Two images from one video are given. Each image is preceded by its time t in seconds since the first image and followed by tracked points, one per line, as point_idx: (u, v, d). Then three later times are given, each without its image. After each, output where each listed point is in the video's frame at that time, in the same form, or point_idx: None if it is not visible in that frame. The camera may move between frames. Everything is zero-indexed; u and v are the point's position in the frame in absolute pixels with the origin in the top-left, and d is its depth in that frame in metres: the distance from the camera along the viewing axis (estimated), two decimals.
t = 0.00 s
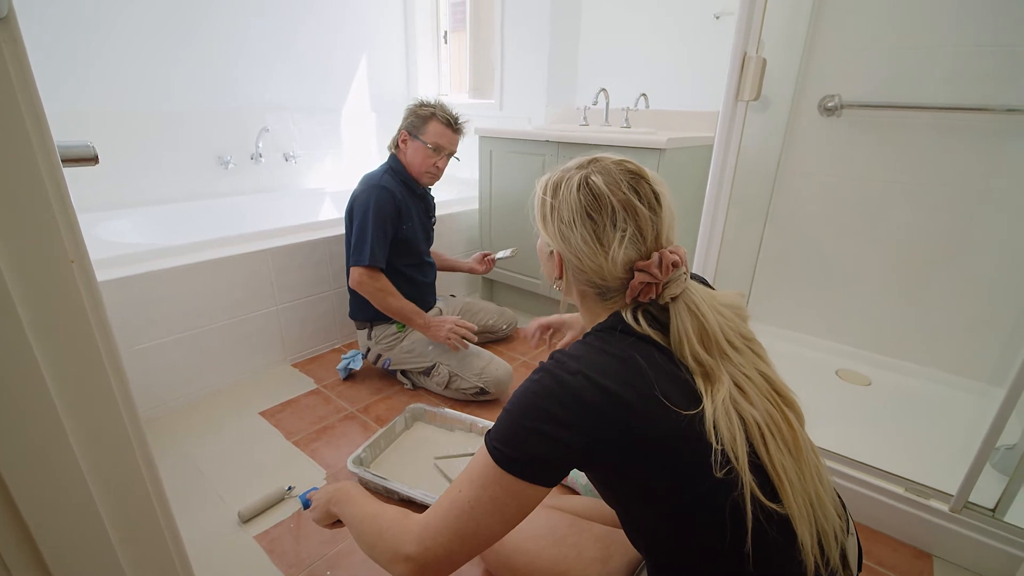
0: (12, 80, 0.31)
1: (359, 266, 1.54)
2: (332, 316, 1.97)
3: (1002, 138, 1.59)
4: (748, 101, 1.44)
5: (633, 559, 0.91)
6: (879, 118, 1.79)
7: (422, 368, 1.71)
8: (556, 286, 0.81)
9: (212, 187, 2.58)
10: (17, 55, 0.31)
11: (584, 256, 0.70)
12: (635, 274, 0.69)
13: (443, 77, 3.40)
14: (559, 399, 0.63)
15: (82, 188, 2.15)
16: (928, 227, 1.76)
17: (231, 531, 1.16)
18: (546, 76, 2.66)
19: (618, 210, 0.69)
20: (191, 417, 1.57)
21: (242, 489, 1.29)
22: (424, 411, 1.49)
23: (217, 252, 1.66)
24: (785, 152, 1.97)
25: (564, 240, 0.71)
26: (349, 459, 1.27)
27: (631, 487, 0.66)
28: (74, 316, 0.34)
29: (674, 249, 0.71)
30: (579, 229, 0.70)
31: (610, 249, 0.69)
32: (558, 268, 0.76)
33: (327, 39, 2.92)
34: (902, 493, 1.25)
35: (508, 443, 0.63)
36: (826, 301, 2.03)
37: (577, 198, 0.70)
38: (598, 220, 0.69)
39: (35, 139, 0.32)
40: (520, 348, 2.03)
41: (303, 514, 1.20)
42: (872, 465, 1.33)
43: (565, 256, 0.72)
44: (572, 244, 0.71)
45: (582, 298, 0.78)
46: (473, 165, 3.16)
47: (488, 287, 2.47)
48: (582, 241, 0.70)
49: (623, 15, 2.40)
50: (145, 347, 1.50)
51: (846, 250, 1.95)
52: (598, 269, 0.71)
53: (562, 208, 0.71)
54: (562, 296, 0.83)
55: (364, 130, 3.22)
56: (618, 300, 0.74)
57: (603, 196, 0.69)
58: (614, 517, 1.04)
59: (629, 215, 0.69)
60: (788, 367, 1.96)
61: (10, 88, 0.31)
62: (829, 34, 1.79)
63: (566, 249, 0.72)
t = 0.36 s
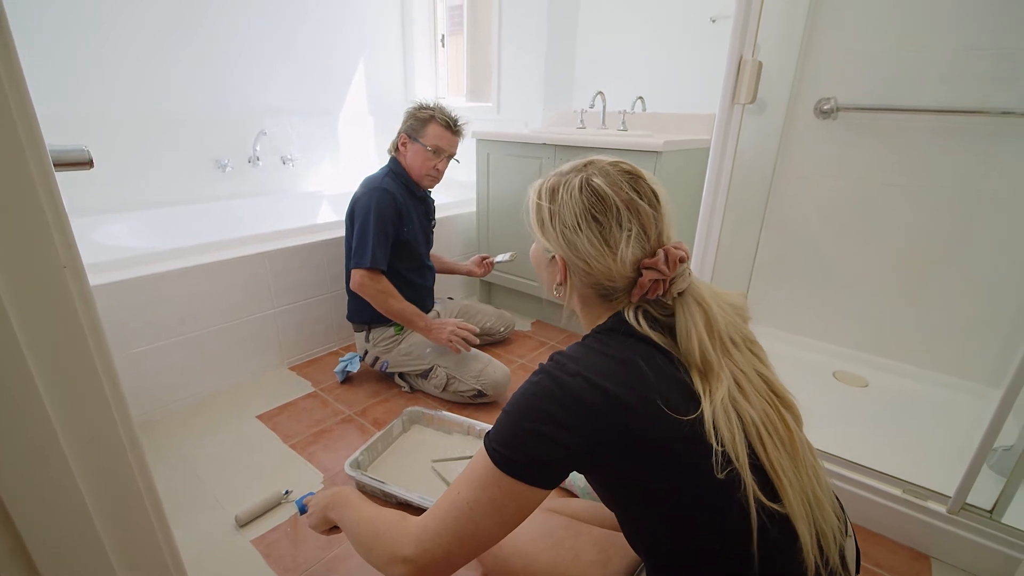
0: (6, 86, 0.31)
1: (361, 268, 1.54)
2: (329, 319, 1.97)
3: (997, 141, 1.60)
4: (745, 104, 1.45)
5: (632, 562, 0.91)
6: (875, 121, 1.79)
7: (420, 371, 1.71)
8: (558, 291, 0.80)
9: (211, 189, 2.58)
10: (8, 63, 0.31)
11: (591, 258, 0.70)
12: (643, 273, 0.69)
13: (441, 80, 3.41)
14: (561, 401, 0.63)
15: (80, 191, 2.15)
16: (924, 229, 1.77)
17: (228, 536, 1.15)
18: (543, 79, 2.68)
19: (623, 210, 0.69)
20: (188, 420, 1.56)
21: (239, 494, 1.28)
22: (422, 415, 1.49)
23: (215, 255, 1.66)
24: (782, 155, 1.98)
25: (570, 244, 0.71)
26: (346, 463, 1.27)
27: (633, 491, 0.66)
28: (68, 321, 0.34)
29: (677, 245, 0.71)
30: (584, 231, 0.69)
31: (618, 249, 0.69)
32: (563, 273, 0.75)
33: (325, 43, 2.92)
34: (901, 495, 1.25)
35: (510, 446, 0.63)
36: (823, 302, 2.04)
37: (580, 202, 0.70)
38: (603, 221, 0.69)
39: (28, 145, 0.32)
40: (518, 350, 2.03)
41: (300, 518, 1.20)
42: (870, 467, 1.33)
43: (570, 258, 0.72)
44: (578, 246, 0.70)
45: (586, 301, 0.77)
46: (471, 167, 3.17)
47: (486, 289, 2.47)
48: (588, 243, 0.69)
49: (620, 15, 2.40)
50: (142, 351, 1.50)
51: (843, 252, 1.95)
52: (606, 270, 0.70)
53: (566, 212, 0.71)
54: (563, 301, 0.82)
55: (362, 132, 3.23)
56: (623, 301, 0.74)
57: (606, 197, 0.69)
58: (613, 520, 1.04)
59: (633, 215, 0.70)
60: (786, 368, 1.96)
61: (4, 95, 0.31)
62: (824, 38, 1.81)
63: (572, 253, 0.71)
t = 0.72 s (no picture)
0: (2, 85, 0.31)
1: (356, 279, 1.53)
2: (328, 321, 1.96)
3: (996, 143, 1.60)
4: (745, 106, 1.45)
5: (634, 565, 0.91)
6: (874, 122, 1.80)
7: (420, 373, 1.70)
8: (568, 302, 0.78)
9: (210, 190, 2.57)
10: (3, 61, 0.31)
11: (606, 253, 0.70)
12: (653, 255, 0.72)
13: (439, 81, 3.41)
14: (557, 399, 0.63)
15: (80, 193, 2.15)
16: (925, 230, 1.77)
17: (227, 539, 1.15)
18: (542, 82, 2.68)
19: (617, 200, 0.72)
20: (187, 422, 1.55)
21: (237, 496, 1.27)
22: (421, 416, 1.48)
23: (214, 257, 1.65)
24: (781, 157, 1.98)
25: (583, 245, 0.70)
26: (346, 465, 1.26)
27: (624, 478, 0.65)
28: (66, 327, 0.34)
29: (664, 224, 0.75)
30: (595, 229, 0.70)
31: (626, 235, 0.70)
32: (576, 280, 0.74)
33: (324, 45, 2.93)
34: (902, 497, 1.24)
35: (510, 449, 0.62)
36: (822, 304, 2.04)
37: (579, 202, 0.71)
38: (608, 215, 0.71)
39: (25, 144, 0.32)
40: (518, 352, 2.03)
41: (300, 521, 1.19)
42: (872, 469, 1.33)
43: (582, 262, 0.71)
44: (589, 246, 0.70)
45: (602, 305, 0.76)
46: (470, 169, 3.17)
47: (485, 290, 2.47)
48: (598, 239, 0.70)
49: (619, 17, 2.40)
50: (141, 353, 1.49)
51: (842, 253, 1.96)
52: (622, 260, 0.70)
53: (568, 217, 0.71)
54: (574, 314, 0.80)
55: (362, 135, 3.23)
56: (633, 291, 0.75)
57: (600, 192, 0.71)
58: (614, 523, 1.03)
59: (627, 202, 0.73)
60: (785, 370, 1.96)
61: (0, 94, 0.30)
62: (823, 41, 1.81)
63: (588, 254, 0.70)
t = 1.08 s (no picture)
0: None
1: (331, 305, 1.46)
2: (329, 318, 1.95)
3: (1003, 139, 1.58)
4: (752, 101, 1.43)
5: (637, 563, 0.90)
6: (879, 118, 1.77)
7: (421, 373, 1.69)
8: (552, 305, 0.78)
9: (210, 187, 2.56)
10: None
11: (586, 253, 0.70)
12: (632, 254, 0.73)
13: (441, 78, 3.39)
14: (538, 395, 0.64)
15: (83, 191, 2.14)
16: (930, 227, 1.75)
17: (228, 537, 1.14)
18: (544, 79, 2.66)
19: (594, 203, 0.73)
20: (188, 420, 1.55)
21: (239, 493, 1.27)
22: (424, 414, 1.47)
23: (213, 254, 1.63)
24: (786, 153, 1.96)
25: (563, 246, 0.71)
26: (348, 463, 1.25)
27: (607, 472, 0.65)
28: (62, 325, 0.33)
29: (641, 226, 0.77)
30: (574, 230, 0.71)
31: (605, 235, 0.72)
32: (559, 283, 0.74)
33: (324, 42, 2.91)
34: (908, 496, 1.24)
35: (487, 434, 0.63)
36: (826, 301, 2.03)
37: (557, 206, 0.72)
38: (586, 217, 0.72)
39: (13, 135, 0.30)
40: (520, 349, 2.02)
41: (302, 519, 1.19)
42: (879, 468, 1.32)
43: (563, 263, 0.72)
44: (569, 247, 0.71)
45: (586, 305, 0.77)
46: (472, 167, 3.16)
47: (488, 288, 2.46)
48: (577, 239, 0.70)
49: (622, 13, 2.38)
50: (141, 351, 1.48)
51: (847, 250, 1.94)
52: (602, 259, 0.71)
53: (547, 221, 0.72)
54: (559, 317, 0.81)
55: (362, 132, 3.21)
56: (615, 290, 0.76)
57: (576, 196, 0.73)
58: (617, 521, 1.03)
59: (604, 205, 0.74)
60: (788, 367, 1.95)
61: None
62: (829, 36, 1.79)
63: (568, 256, 0.71)
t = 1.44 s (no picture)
0: None
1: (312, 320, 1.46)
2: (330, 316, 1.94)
3: (1014, 134, 1.55)
4: (761, 94, 1.41)
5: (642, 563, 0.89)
6: (887, 113, 1.75)
7: (423, 374, 1.68)
8: (546, 310, 0.80)
9: (211, 185, 2.55)
10: None
11: (574, 255, 0.73)
12: (616, 257, 0.75)
13: (443, 73, 3.35)
14: (529, 376, 0.66)
15: (84, 188, 2.14)
16: (938, 223, 1.73)
17: (230, 535, 1.13)
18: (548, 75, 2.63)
19: (579, 211, 0.77)
20: (189, 418, 1.54)
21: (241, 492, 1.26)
22: (426, 412, 1.46)
23: (214, 251, 1.62)
24: (793, 149, 1.93)
25: (552, 249, 0.73)
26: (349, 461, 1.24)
27: (594, 460, 0.65)
28: (54, 324, 0.32)
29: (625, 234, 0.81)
30: (561, 235, 0.74)
31: (591, 238, 0.75)
32: (551, 287, 0.76)
33: (325, 39, 2.89)
34: (918, 496, 1.22)
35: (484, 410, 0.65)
36: (832, 300, 2.01)
37: (545, 215, 0.76)
38: (572, 224, 0.75)
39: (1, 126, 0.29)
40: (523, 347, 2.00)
41: (305, 518, 1.18)
42: (886, 468, 1.30)
43: (554, 266, 0.74)
44: (559, 249, 0.73)
45: (579, 308, 0.78)
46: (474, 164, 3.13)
47: (491, 285, 2.44)
48: (565, 242, 0.73)
49: (627, 9, 2.35)
50: (141, 349, 1.47)
51: (854, 247, 1.92)
52: (590, 261, 0.74)
53: (536, 227, 0.75)
54: (553, 323, 0.82)
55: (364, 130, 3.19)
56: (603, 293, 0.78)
57: (563, 206, 0.77)
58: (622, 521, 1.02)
59: (589, 214, 0.78)
60: (794, 365, 1.93)
61: None
62: (838, 29, 1.76)
63: (557, 258, 0.73)
